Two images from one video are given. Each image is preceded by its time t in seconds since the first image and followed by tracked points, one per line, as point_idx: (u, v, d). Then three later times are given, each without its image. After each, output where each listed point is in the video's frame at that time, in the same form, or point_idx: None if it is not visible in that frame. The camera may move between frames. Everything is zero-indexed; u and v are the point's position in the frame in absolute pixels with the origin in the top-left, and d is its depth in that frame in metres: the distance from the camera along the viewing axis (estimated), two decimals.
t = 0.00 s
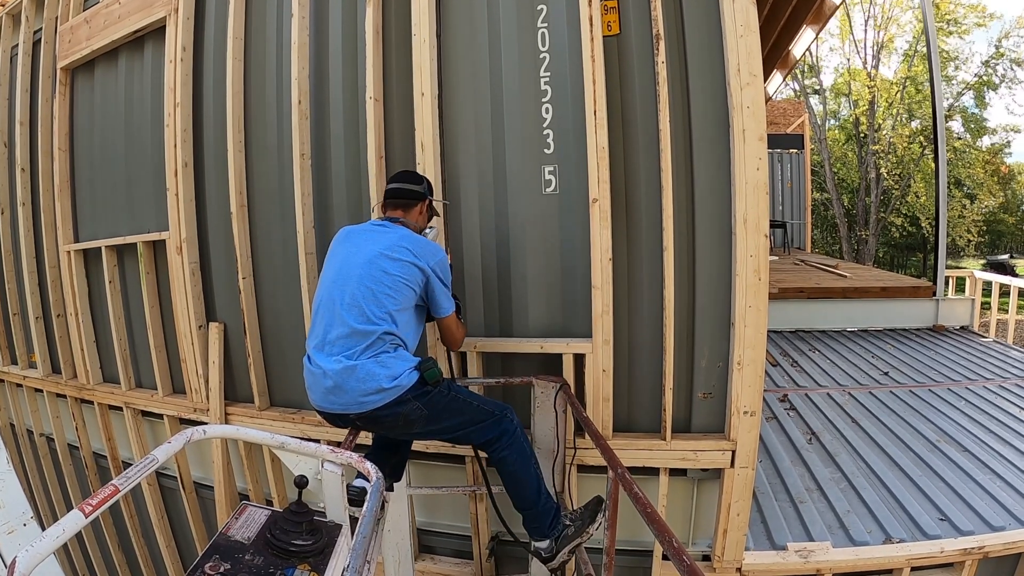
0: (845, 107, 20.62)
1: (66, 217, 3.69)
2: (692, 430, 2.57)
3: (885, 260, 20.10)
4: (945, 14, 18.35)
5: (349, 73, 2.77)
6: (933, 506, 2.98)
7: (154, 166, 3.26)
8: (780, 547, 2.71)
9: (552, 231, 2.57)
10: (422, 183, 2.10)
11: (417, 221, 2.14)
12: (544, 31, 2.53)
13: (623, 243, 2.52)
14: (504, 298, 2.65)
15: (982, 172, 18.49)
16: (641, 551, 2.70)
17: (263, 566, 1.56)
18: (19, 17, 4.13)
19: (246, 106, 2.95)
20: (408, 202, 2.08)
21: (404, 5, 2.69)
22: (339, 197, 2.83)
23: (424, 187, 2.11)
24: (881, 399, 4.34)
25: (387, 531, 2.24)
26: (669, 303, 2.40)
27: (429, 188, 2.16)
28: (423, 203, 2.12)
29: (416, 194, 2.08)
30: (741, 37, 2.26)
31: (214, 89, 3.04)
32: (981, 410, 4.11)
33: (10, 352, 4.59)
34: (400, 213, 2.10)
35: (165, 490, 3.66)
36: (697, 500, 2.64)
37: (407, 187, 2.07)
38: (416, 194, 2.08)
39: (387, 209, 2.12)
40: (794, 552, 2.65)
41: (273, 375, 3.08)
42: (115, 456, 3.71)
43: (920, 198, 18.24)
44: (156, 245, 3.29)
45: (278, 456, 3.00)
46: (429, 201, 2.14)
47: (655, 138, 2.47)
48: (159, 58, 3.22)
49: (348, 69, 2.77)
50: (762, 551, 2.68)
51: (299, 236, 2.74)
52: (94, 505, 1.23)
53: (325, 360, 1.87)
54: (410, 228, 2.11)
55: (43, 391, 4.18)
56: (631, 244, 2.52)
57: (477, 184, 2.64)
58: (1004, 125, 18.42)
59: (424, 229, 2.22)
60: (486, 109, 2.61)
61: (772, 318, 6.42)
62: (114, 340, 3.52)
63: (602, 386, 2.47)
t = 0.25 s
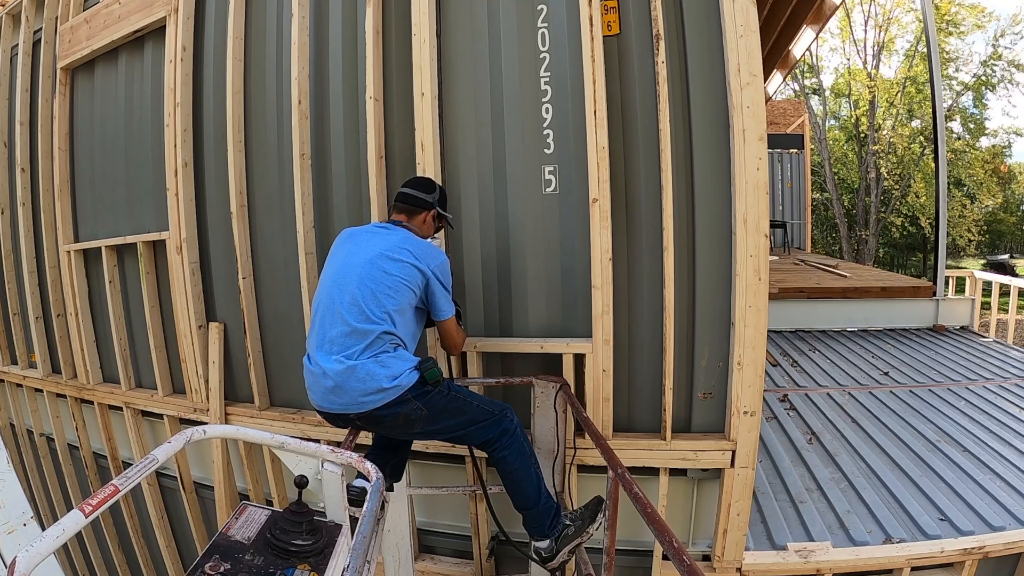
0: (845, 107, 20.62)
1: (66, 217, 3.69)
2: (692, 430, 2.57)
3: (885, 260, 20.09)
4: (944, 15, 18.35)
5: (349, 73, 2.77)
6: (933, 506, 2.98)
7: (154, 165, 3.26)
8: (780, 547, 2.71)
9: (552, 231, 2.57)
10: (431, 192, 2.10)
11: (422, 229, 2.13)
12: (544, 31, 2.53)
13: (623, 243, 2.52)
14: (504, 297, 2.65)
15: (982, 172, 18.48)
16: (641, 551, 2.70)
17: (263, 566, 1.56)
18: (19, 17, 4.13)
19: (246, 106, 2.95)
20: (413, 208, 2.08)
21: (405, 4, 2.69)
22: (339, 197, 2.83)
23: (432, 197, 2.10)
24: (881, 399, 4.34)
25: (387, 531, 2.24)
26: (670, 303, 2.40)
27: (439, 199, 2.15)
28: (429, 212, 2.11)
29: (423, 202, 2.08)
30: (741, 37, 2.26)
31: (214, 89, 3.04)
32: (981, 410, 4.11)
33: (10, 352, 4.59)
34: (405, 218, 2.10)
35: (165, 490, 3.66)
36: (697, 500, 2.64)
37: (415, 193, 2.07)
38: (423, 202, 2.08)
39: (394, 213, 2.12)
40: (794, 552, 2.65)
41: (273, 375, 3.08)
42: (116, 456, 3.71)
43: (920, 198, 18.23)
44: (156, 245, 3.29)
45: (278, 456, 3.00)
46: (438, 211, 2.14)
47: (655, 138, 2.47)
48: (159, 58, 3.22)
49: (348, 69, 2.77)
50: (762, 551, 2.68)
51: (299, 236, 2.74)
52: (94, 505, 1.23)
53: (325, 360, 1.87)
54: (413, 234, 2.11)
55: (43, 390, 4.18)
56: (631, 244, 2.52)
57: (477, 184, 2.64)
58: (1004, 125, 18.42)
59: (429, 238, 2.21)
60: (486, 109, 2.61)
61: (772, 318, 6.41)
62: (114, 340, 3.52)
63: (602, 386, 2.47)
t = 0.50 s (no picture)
0: (845, 107, 20.62)
1: (65, 216, 3.69)
2: (692, 430, 2.57)
3: (885, 260, 20.09)
4: (945, 14, 18.34)
5: (349, 74, 2.77)
6: (934, 506, 2.98)
7: (154, 165, 3.26)
8: (780, 547, 2.71)
9: (552, 231, 2.57)
10: (428, 185, 2.10)
11: (421, 223, 2.13)
12: (544, 31, 2.53)
13: (623, 243, 2.52)
14: (504, 297, 2.65)
15: (983, 172, 18.48)
16: (641, 551, 2.70)
17: (263, 566, 1.56)
18: (19, 17, 4.13)
19: (246, 106, 2.95)
20: (414, 202, 2.08)
21: (405, 4, 2.69)
22: (339, 197, 2.83)
23: (430, 190, 2.11)
24: (881, 399, 4.34)
25: (386, 531, 2.24)
26: (670, 303, 2.40)
27: (436, 191, 2.17)
28: (428, 206, 2.11)
29: (421, 195, 2.08)
30: (741, 37, 2.25)
31: (214, 89, 3.04)
32: (981, 410, 4.11)
33: (10, 352, 4.59)
34: (406, 213, 2.11)
35: (165, 490, 3.66)
36: (697, 500, 2.64)
37: (412, 187, 2.07)
38: (421, 196, 2.08)
39: (394, 210, 2.12)
40: (794, 552, 2.65)
41: (273, 375, 3.08)
42: (115, 456, 3.71)
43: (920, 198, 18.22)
44: (156, 245, 3.29)
45: (278, 456, 3.00)
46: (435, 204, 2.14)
47: (655, 138, 2.47)
48: (159, 59, 3.22)
49: (348, 69, 2.77)
50: (762, 551, 2.68)
51: (299, 235, 2.74)
52: (94, 505, 1.23)
53: (327, 362, 1.88)
54: (415, 229, 2.11)
55: (43, 390, 4.18)
56: (631, 244, 2.52)
57: (477, 184, 2.64)
58: (1005, 125, 18.41)
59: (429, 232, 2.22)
60: (486, 109, 2.61)
61: (773, 318, 6.41)
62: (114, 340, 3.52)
63: (602, 386, 2.47)
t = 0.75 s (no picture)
0: (845, 107, 20.63)
1: (66, 217, 3.69)
2: (692, 430, 2.57)
3: (885, 260, 20.10)
4: (944, 15, 18.34)
5: (349, 74, 2.77)
6: (933, 506, 2.98)
7: (154, 165, 3.27)
8: (780, 547, 2.71)
9: (552, 231, 2.57)
10: (423, 178, 2.14)
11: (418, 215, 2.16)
12: (544, 31, 2.53)
13: (623, 243, 2.52)
14: (504, 298, 2.65)
15: (982, 172, 18.49)
16: (641, 551, 2.70)
17: (263, 566, 1.56)
18: (19, 17, 4.13)
19: (246, 106, 2.95)
20: (410, 194, 2.10)
21: (405, 5, 2.69)
22: (339, 198, 2.84)
23: (426, 183, 2.15)
24: (880, 399, 4.35)
25: (387, 530, 2.24)
26: (670, 303, 2.40)
27: (431, 185, 2.20)
28: (424, 197, 2.14)
29: (418, 187, 2.11)
30: (741, 38, 2.26)
31: (214, 89, 3.04)
32: (980, 410, 4.11)
33: (10, 352, 4.59)
34: (401, 204, 2.11)
35: (165, 490, 3.67)
36: (697, 500, 2.64)
37: (408, 180, 2.10)
38: (417, 188, 2.11)
39: (389, 203, 2.13)
40: (793, 552, 2.66)
41: (273, 375, 3.09)
42: (115, 456, 3.72)
43: (920, 198, 18.23)
44: (156, 245, 3.29)
45: (278, 456, 3.00)
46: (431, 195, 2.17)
47: (655, 138, 2.47)
48: (159, 59, 3.22)
49: (348, 70, 2.77)
50: (762, 551, 2.68)
51: (300, 236, 2.74)
52: (94, 505, 1.23)
53: (331, 360, 1.90)
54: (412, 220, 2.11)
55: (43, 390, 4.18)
56: (631, 245, 2.53)
57: (477, 184, 2.64)
58: (1004, 125, 18.42)
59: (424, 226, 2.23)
60: (486, 110, 2.61)
61: (772, 318, 6.42)
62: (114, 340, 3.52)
63: (602, 386, 2.47)
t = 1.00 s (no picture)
0: (845, 107, 20.62)
1: (66, 217, 3.69)
2: (692, 430, 2.57)
3: (885, 260, 20.09)
4: (945, 15, 18.33)
5: (349, 74, 2.77)
6: (933, 506, 2.98)
7: (154, 165, 3.26)
8: (780, 547, 2.71)
9: (552, 231, 2.57)
10: (416, 179, 2.14)
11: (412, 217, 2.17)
12: (544, 31, 2.53)
13: (623, 243, 2.52)
14: (504, 298, 2.65)
15: (982, 172, 18.48)
16: (641, 551, 2.70)
17: (263, 566, 1.56)
18: (19, 17, 4.13)
19: (246, 106, 2.95)
20: (402, 195, 2.10)
21: (405, 4, 2.69)
22: (339, 197, 2.83)
23: (419, 184, 2.14)
24: (880, 399, 4.34)
25: (387, 531, 2.24)
26: (670, 302, 2.40)
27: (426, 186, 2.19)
28: (417, 198, 2.14)
29: (410, 188, 2.11)
30: (741, 38, 2.26)
31: (214, 88, 3.04)
32: (981, 410, 4.11)
33: (10, 352, 4.59)
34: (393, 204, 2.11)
35: (165, 490, 3.66)
36: (698, 500, 2.64)
37: (401, 182, 2.10)
38: (409, 189, 2.11)
39: (382, 205, 2.13)
40: (794, 552, 2.65)
41: (273, 375, 3.08)
42: (115, 456, 3.71)
43: (920, 198, 18.22)
44: (156, 245, 3.29)
45: (278, 456, 3.00)
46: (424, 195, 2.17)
47: (655, 138, 2.47)
48: (159, 59, 3.22)
49: (348, 70, 2.77)
50: (762, 551, 2.68)
51: (299, 235, 2.74)
52: (94, 505, 1.23)
53: (330, 360, 1.90)
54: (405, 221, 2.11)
55: (42, 390, 4.18)
56: (631, 245, 2.52)
57: (477, 184, 2.64)
58: (1004, 125, 18.41)
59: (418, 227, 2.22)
60: (486, 109, 2.61)
61: (773, 318, 6.41)
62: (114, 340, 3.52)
63: (602, 386, 2.47)
